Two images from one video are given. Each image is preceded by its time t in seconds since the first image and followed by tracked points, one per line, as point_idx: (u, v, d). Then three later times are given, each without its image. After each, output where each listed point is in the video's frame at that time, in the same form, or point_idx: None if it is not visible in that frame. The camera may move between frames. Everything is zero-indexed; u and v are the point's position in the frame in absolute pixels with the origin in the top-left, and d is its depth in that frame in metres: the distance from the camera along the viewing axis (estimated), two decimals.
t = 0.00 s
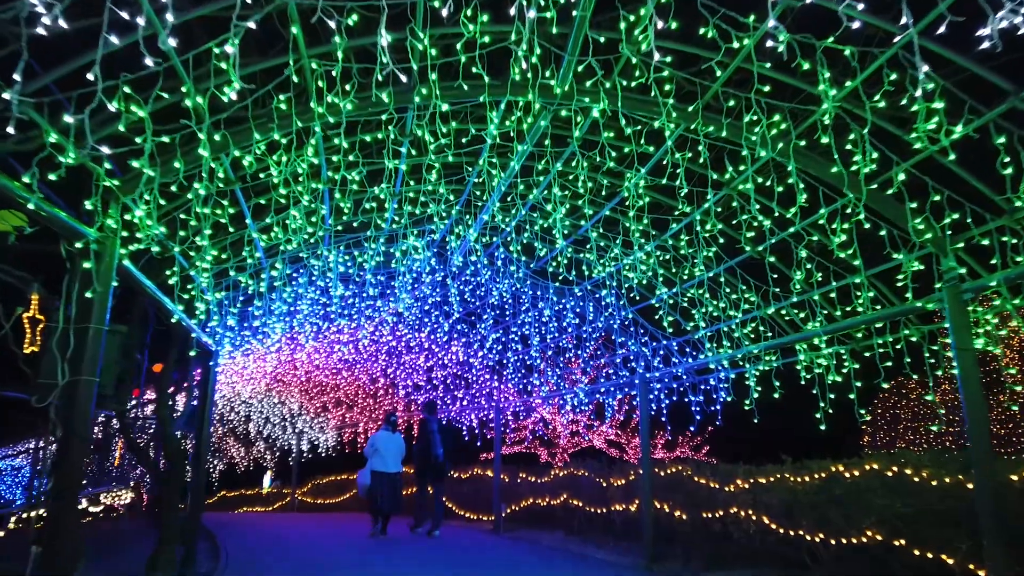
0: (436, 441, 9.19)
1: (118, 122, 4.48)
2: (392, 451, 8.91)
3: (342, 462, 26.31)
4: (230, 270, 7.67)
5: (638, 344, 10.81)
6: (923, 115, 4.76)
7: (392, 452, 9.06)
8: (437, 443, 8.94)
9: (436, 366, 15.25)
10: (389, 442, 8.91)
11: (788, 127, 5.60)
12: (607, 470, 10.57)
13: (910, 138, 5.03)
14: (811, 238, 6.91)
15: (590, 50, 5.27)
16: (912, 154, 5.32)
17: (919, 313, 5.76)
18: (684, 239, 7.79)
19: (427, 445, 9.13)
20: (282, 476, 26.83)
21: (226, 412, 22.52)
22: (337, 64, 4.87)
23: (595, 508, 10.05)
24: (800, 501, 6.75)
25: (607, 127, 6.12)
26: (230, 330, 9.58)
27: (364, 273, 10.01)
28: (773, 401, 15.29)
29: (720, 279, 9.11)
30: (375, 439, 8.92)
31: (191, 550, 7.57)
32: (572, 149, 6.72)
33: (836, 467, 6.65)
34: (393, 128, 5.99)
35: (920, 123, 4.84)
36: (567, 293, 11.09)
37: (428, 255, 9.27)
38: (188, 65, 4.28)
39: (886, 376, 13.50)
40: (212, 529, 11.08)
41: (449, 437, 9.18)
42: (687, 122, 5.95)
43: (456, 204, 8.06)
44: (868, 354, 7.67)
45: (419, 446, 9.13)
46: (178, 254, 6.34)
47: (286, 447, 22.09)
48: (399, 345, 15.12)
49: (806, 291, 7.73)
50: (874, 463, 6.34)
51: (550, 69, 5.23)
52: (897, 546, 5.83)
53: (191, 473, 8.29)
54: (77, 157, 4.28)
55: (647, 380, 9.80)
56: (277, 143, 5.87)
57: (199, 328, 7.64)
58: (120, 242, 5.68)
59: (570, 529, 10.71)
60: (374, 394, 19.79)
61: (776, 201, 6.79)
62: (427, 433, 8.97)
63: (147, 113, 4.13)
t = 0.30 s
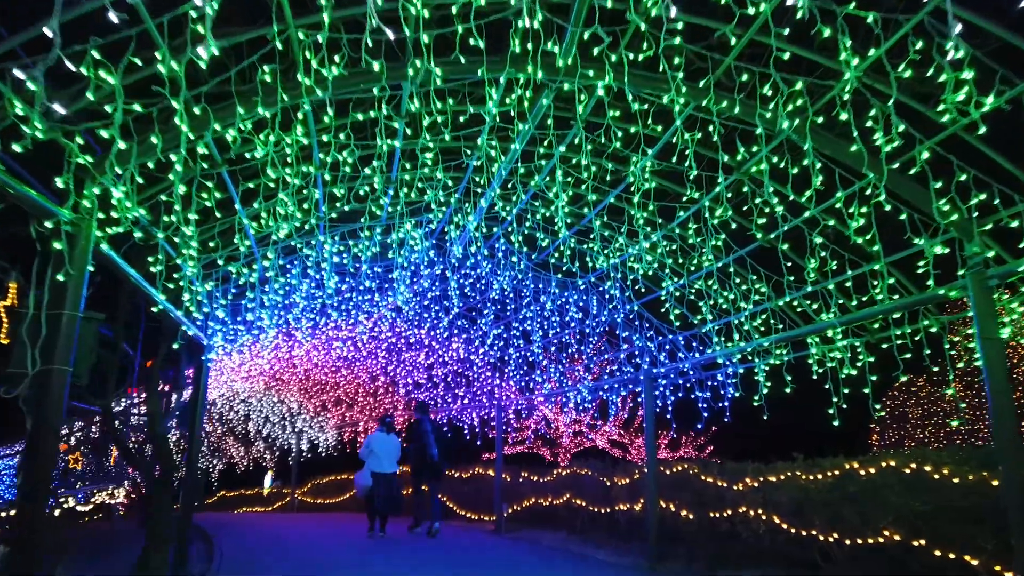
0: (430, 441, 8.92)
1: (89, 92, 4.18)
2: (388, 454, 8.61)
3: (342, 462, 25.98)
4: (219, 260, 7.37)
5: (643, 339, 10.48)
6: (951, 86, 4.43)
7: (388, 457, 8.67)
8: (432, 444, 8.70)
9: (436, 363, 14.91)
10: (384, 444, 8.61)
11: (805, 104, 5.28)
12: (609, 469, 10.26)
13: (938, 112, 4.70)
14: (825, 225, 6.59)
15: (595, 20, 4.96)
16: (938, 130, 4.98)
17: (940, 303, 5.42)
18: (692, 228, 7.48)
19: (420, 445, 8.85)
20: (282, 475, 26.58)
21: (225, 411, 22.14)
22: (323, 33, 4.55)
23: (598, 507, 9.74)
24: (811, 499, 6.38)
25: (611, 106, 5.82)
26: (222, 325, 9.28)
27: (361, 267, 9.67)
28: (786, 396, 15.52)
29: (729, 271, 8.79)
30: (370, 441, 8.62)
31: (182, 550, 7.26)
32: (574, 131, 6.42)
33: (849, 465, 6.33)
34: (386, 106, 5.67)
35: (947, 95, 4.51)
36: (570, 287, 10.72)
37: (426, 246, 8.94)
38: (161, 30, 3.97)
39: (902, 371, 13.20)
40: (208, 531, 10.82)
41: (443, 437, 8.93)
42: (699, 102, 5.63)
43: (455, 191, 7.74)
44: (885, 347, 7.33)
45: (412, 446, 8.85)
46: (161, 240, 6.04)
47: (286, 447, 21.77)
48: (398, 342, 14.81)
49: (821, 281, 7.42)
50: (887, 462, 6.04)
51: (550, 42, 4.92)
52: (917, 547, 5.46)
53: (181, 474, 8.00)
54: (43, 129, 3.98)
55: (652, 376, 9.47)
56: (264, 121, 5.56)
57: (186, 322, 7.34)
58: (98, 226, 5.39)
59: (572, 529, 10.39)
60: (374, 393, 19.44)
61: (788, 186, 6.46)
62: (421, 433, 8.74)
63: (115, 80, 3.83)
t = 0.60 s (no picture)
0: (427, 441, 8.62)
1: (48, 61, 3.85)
2: (382, 451, 8.30)
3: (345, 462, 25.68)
4: (205, 251, 7.04)
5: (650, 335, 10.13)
6: (987, 52, 4.05)
7: (382, 454, 8.36)
8: (428, 443, 8.41)
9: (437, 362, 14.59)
10: (378, 441, 8.32)
11: (823, 78, 4.91)
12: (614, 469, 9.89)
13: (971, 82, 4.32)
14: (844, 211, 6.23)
15: None
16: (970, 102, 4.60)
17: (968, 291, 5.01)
18: (701, 217, 7.12)
19: (417, 445, 8.53)
20: (285, 476, 26.29)
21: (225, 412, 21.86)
22: None
23: (603, 509, 9.39)
24: (826, 501, 5.94)
25: (616, 84, 5.46)
26: (213, 322, 8.96)
27: (357, 261, 9.34)
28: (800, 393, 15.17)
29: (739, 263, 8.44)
30: (363, 438, 8.31)
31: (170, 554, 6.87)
32: (577, 113, 6.07)
33: (869, 466, 5.88)
34: (375, 84, 5.32)
35: (983, 62, 4.12)
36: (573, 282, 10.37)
37: (424, 239, 8.60)
38: None
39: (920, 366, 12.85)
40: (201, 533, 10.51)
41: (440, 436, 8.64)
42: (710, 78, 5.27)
43: (452, 179, 7.40)
44: (906, 340, 6.95)
45: (409, 446, 8.53)
46: (139, 229, 5.70)
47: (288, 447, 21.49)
48: (398, 340, 14.48)
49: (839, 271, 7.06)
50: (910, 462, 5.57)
51: (549, 10, 4.57)
52: (943, 554, 4.98)
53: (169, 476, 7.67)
54: None
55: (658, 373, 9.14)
56: (245, 100, 5.22)
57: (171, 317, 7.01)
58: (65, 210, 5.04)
59: (576, 531, 10.04)
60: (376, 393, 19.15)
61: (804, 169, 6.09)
62: (418, 432, 8.42)
63: (69, 45, 3.48)
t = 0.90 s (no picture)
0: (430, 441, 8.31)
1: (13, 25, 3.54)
2: (381, 451, 8.01)
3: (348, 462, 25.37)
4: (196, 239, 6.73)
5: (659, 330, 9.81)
6: None
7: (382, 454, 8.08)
8: (431, 443, 8.12)
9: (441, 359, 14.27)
10: (377, 440, 8.03)
11: (851, 46, 4.58)
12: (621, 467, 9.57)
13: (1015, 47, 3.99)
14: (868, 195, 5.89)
15: None
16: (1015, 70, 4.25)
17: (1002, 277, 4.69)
18: (715, 202, 6.78)
19: (419, 445, 8.24)
20: (288, 476, 26.00)
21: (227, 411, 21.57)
22: None
23: (611, 509, 9.08)
24: (846, 500, 5.58)
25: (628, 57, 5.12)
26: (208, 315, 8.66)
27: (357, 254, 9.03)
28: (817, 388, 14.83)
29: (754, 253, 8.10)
30: (362, 438, 8.03)
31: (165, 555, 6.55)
32: (586, 91, 5.73)
33: (889, 462, 5.41)
34: (372, 57, 5.01)
35: None
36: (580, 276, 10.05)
37: (425, 230, 8.29)
38: None
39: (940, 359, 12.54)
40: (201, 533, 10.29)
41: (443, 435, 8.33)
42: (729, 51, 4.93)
43: (455, 164, 7.09)
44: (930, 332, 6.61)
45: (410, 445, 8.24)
46: (122, 213, 5.39)
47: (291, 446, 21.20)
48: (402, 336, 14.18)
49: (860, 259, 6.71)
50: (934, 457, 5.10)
51: None
52: (972, 555, 4.69)
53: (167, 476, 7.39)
54: None
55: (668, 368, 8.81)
56: (233, 75, 4.90)
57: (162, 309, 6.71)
58: (41, 190, 4.73)
59: (582, 532, 9.74)
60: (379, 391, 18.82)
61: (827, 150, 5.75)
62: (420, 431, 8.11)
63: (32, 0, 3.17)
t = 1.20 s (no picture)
0: (435, 439, 7.93)
1: None
2: (383, 451, 7.64)
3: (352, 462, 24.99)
4: (187, 227, 6.38)
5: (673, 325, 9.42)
6: None
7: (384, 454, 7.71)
8: (436, 442, 7.73)
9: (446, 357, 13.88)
10: (379, 440, 7.66)
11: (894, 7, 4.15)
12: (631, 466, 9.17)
13: None
14: (903, 177, 5.51)
15: None
16: None
17: None
18: (736, 186, 6.39)
19: (425, 444, 7.87)
20: (291, 476, 25.65)
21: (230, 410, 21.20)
22: None
23: (622, 510, 8.71)
24: (873, 503, 5.15)
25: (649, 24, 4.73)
26: (203, 310, 8.29)
27: (359, 246, 8.64)
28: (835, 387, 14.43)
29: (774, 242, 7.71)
30: (363, 438, 7.66)
31: (154, 558, 6.18)
32: (601, 64, 5.35)
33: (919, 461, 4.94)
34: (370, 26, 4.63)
35: None
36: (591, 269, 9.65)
37: (429, 219, 7.91)
38: None
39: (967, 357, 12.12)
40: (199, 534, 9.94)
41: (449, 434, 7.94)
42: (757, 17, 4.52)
43: (461, 148, 6.72)
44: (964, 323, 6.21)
45: (414, 444, 7.87)
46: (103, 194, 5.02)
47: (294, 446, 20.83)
48: (406, 333, 13.77)
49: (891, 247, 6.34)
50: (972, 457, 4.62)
51: None
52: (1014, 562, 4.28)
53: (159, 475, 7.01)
54: None
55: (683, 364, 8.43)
56: (219, 43, 4.52)
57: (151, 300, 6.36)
58: (11, 167, 4.36)
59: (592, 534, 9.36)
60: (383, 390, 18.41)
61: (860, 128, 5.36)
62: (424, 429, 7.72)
63: None
